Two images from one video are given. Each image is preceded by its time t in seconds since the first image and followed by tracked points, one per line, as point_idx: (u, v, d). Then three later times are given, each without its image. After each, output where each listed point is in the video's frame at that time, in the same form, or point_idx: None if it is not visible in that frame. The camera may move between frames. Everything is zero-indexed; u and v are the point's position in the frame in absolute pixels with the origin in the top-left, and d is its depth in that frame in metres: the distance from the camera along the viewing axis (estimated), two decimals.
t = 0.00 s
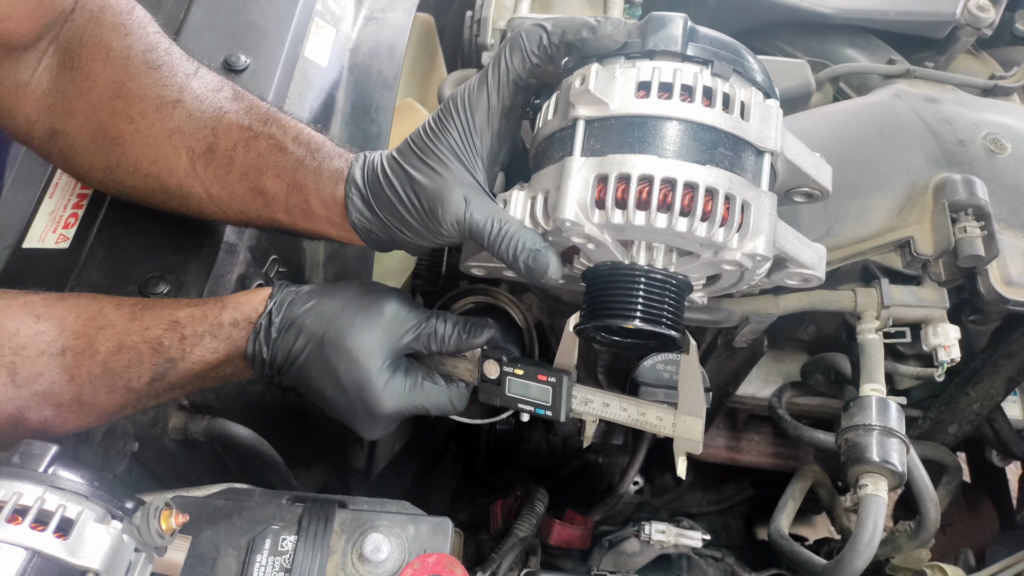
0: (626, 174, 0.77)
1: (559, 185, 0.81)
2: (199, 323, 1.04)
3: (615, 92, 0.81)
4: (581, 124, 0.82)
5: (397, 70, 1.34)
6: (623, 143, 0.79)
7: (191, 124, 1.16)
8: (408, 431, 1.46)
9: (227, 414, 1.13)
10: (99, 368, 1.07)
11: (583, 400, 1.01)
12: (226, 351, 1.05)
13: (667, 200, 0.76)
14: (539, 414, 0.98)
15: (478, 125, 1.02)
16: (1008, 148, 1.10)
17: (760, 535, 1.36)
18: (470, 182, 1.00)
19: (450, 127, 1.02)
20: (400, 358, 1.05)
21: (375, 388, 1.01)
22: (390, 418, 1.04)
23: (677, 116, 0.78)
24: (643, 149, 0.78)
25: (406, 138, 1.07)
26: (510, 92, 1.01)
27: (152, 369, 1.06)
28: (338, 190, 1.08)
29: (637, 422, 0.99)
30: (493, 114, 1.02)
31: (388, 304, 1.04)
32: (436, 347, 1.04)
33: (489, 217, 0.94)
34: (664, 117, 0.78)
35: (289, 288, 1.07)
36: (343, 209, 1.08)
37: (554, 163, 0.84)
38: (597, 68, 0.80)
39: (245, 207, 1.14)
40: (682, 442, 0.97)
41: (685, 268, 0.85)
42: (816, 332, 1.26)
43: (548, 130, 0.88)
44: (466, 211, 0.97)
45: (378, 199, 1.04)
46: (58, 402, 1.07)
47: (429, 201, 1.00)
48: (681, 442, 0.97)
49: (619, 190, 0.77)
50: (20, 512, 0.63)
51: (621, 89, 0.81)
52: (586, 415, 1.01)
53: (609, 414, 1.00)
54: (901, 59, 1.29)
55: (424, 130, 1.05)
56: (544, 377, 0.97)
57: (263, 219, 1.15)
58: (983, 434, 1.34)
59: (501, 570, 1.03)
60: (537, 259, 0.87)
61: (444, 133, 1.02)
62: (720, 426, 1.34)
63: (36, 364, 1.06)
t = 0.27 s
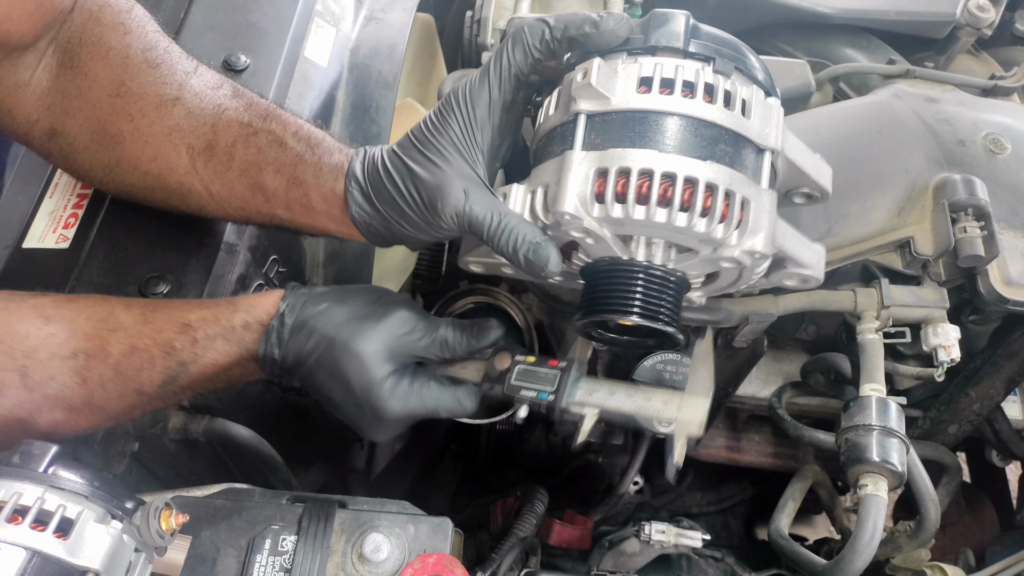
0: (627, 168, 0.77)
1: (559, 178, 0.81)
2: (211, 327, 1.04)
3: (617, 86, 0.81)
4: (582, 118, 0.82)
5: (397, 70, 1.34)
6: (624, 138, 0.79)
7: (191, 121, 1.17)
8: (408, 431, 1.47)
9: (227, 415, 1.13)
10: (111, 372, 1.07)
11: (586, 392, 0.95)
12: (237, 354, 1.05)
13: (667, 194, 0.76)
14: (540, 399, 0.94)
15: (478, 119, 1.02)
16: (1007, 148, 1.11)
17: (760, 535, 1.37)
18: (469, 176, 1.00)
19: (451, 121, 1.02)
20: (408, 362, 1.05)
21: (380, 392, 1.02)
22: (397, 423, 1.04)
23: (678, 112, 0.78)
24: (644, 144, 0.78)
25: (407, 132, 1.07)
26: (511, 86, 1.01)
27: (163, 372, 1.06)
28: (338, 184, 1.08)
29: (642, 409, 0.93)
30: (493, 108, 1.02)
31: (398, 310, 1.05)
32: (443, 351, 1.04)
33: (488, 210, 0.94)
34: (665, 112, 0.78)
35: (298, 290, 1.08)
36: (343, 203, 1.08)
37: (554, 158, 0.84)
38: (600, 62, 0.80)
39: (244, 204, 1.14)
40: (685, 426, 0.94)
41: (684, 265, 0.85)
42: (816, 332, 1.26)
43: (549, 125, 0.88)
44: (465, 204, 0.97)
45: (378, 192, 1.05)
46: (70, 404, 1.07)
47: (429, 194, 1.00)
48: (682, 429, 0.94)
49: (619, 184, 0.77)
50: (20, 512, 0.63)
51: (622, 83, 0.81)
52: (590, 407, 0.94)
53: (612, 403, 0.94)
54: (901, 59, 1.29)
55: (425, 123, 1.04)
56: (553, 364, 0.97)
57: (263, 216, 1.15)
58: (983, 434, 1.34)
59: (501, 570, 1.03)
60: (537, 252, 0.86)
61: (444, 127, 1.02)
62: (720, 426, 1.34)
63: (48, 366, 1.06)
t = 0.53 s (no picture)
0: (628, 158, 0.77)
1: (560, 167, 0.81)
2: (204, 326, 1.04)
3: (620, 78, 0.81)
4: (585, 108, 0.82)
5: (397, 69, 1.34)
6: (627, 128, 0.78)
7: (191, 117, 1.17)
8: (408, 431, 1.46)
9: (228, 415, 1.13)
10: (105, 372, 1.07)
11: (575, 388, 0.96)
12: (231, 355, 1.06)
13: (668, 185, 0.76)
14: (527, 395, 0.94)
15: (479, 111, 1.02)
16: (1008, 148, 1.10)
17: (760, 535, 1.36)
18: (470, 167, 0.99)
19: (451, 112, 1.02)
20: (398, 359, 1.06)
21: (369, 392, 1.03)
22: (388, 420, 1.05)
23: (681, 104, 0.78)
24: (647, 134, 0.77)
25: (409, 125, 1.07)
26: (512, 79, 1.01)
27: (157, 372, 1.06)
28: (339, 177, 1.08)
29: (629, 408, 0.93)
30: (495, 100, 1.02)
31: (386, 307, 1.05)
32: (436, 347, 1.05)
33: (489, 200, 0.93)
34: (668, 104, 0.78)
35: (290, 288, 1.08)
36: (343, 195, 1.08)
37: (556, 147, 0.84)
38: (603, 54, 0.82)
39: (245, 199, 1.14)
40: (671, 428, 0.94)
41: (683, 258, 0.85)
42: (817, 332, 1.26)
43: (551, 115, 0.88)
44: (466, 194, 0.96)
45: (380, 184, 1.05)
46: (65, 406, 1.06)
47: (430, 185, 1.00)
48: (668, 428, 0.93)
49: (620, 174, 0.77)
50: (20, 512, 0.63)
51: (625, 75, 0.81)
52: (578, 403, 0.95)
53: (600, 401, 0.95)
54: (901, 59, 1.29)
55: (426, 115, 1.05)
56: (540, 359, 0.96)
57: (264, 211, 1.15)
58: (983, 433, 1.34)
59: (501, 570, 1.03)
60: (538, 241, 0.85)
61: (446, 119, 1.02)
62: (720, 426, 1.34)
63: (41, 370, 1.06)
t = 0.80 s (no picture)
0: (628, 151, 0.77)
1: (560, 161, 0.81)
2: (202, 323, 1.04)
3: (622, 73, 0.82)
4: (586, 103, 0.82)
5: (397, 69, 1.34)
6: (628, 122, 0.79)
7: (191, 114, 1.17)
8: (408, 431, 1.46)
9: (228, 415, 1.13)
10: (104, 371, 1.07)
11: (571, 377, 1.00)
12: (228, 352, 1.06)
13: (668, 179, 0.76)
14: (522, 384, 0.98)
15: (479, 106, 1.02)
16: (1008, 148, 1.10)
17: (760, 535, 1.36)
18: (470, 161, 1.00)
19: (452, 106, 1.03)
20: (393, 354, 1.05)
21: (365, 387, 1.02)
22: (384, 417, 1.04)
23: (682, 99, 0.78)
24: (648, 127, 0.77)
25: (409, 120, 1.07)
26: (513, 74, 1.01)
27: (156, 370, 1.06)
28: (339, 172, 1.09)
29: (623, 394, 0.97)
30: (496, 95, 1.02)
31: (380, 302, 1.04)
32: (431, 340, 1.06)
33: (489, 193, 0.94)
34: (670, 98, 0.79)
35: (285, 285, 1.09)
36: (343, 190, 1.08)
37: (557, 141, 0.84)
38: (605, 48, 0.82)
39: (245, 195, 1.15)
40: (665, 413, 0.95)
41: (683, 255, 0.85)
42: (817, 332, 1.26)
43: (553, 110, 0.88)
44: (466, 187, 0.96)
45: (380, 178, 1.05)
46: (63, 404, 1.06)
47: (430, 179, 1.00)
48: (663, 413, 0.95)
49: (620, 167, 0.77)
50: (20, 513, 0.63)
51: (626, 70, 0.82)
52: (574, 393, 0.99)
53: (595, 389, 0.98)
54: (901, 59, 1.29)
55: (427, 109, 1.05)
56: (536, 348, 1.01)
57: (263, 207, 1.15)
58: (983, 434, 1.34)
59: (501, 570, 1.03)
60: (539, 234, 0.85)
61: (446, 113, 1.02)
62: (720, 426, 1.34)
63: (39, 367, 1.06)
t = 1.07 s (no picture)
0: (628, 150, 0.77)
1: (560, 160, 0.81)
2: (201, 325, 1.05)
3: (622, 72, 0.82)
4: (586, 102, 0.83)
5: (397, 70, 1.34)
6: (628, 122, 0.79)
7: (192, 114, 1.18)
8: (408, 430, 1.47)
9: (229, 414, 1.14)
10: (103, 372, 1.07)
11: (567, 375, 1.00)
12: (227, 354, 1.08)
13: (667, 178, 0.76)
14: (518, 381, 0.97)
15: (480, 105, 1.02)
16: (1007, 148, 1.11)
17: (760, 534, 1.37)
18: (470, 160, 1.00)
19: (453, 105, 1.03)
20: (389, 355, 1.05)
21: (361, 388, 1.02)
22: (379, 418, 1.04)
23: (682, 98, 0.79)
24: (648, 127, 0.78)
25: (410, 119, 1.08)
26: (514, 74, 1.02)
27: (155, 372, 1.07)
28: (340, 171, 1.09)
29: (620, 392, 0.97)
30: (497, 94, 1.02)
31: (377, 303, 1.05)
32: (429, 340, 1.06)
33: (488, 192, 0.94)
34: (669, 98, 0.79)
35: (283, 287, 1.09)
36: (344, 189, 1.09)
37: (557, 140, 0.84)
38: (606, 48, 0.82)
39: (246, 194, 1.16)
40: (660, 409, 0.94)
41: (682, 254, 0.85)
42: (816, 332, 1.26)
43: (553, 109, 0.88)
44: (466, 187, 0.97)
45: (380, 177, 1.05)
46: (63, 405, 1.07)
47: (431, 178, 1.00)
48: (658, 408, 0.94)
49: (620, 166, 0.77)
50: (21, 512, 0.63)
51: (627, 70, 0.82)
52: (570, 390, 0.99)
53: (591, 387, 0.98)
54: (900, 59, 1.29)
55: (428, 109, 1.05)
56: (534, 347, 1.00)
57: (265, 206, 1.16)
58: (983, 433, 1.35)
59: (501, 569, 1.03)
60: (539, 233, 0.85)
61: (447, 112, 1.03)
62: (719, 426, 1.34)
63: (39, 369, 1.07)
